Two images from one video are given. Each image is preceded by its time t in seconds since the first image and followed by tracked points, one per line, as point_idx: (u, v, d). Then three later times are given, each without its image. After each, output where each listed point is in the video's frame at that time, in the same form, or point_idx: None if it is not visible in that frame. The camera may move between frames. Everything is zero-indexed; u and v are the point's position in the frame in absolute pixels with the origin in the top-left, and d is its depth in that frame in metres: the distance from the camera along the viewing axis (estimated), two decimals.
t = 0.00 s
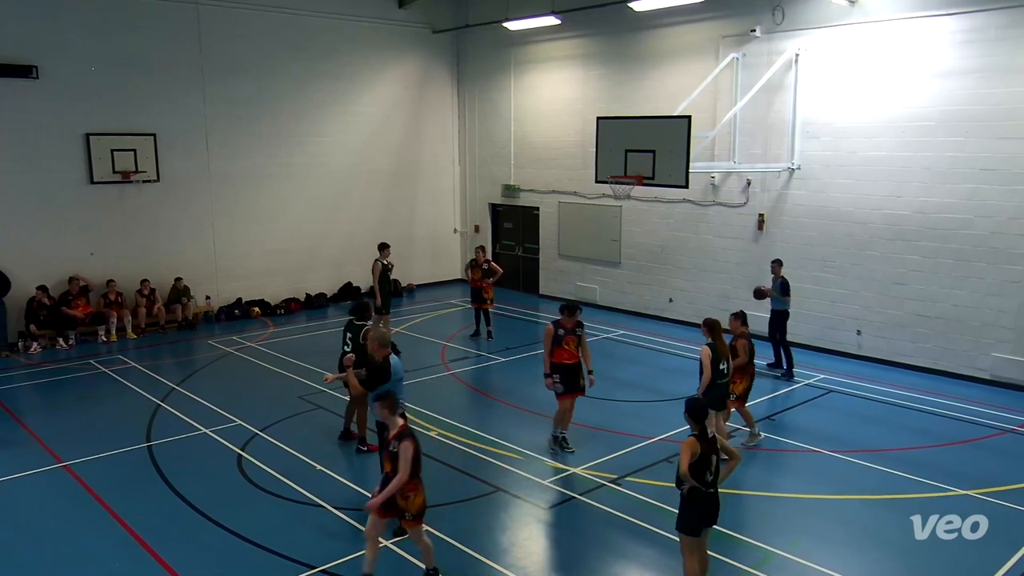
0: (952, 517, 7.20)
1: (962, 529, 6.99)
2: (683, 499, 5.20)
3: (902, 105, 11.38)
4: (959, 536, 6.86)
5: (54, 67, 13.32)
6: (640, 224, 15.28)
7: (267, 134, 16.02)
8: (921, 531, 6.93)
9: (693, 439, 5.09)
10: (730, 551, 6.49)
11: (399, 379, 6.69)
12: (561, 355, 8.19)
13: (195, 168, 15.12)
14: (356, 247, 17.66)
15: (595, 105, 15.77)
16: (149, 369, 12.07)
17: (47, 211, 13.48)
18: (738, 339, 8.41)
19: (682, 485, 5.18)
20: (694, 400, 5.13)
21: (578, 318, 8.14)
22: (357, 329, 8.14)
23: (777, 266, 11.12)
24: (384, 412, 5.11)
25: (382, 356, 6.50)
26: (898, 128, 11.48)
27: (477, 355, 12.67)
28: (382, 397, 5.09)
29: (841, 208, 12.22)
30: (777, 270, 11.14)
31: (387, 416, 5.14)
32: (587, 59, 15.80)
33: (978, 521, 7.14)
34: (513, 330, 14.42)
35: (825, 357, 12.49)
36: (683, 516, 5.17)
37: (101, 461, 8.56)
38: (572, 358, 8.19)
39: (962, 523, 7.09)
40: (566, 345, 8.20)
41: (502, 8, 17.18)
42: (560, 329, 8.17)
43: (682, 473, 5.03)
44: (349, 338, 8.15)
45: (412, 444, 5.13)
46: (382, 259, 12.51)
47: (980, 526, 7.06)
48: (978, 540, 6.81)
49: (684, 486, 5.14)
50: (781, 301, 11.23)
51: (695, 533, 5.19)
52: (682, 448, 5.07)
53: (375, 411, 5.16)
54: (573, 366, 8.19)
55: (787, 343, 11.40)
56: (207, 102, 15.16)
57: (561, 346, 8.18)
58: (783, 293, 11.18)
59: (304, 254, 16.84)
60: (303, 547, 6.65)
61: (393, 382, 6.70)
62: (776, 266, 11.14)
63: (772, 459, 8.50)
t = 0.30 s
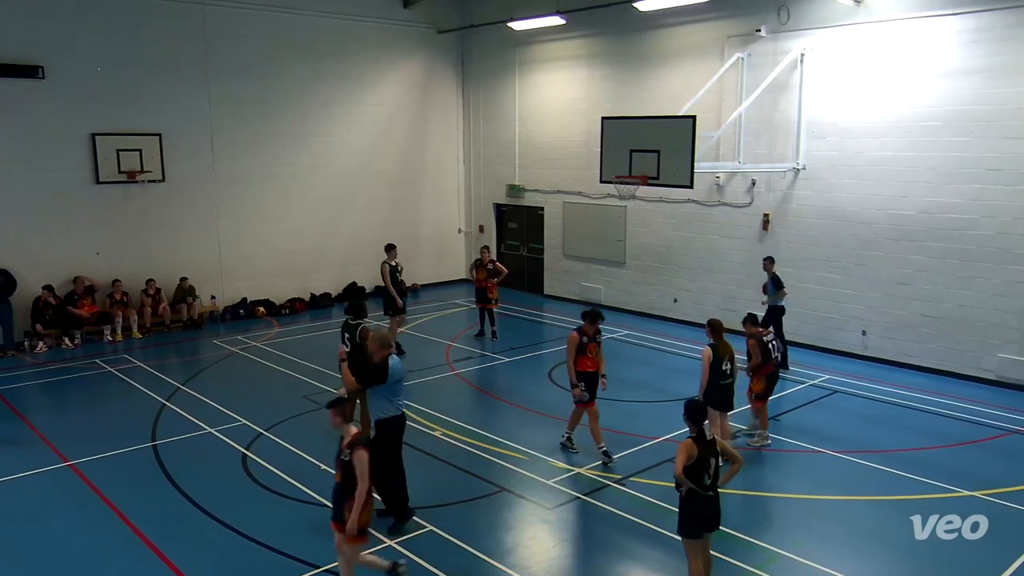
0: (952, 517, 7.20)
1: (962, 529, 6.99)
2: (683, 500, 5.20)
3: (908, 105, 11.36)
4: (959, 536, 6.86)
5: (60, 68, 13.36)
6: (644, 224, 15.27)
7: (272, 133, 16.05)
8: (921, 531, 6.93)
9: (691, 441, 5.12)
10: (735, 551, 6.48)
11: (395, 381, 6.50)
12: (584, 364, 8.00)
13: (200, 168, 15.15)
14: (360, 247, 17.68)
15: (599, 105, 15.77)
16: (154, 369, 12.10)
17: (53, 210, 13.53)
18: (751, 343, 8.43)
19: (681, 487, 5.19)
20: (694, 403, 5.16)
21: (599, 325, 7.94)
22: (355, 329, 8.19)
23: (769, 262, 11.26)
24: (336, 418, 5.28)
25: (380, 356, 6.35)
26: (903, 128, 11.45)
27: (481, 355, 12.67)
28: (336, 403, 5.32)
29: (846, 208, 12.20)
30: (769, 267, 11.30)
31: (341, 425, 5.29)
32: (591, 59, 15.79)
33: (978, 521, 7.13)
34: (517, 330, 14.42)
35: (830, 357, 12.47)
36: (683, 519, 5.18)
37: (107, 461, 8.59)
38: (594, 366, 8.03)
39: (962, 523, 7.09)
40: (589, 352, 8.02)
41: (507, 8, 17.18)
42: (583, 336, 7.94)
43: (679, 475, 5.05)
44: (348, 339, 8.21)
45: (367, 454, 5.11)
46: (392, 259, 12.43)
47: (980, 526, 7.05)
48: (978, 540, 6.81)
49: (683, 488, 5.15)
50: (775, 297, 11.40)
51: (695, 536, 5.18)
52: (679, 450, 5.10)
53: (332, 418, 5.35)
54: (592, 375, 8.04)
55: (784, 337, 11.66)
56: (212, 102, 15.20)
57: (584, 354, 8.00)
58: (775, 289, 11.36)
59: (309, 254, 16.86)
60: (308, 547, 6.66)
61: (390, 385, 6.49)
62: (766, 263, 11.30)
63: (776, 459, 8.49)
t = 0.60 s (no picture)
0: (952, 517, 7.19)
1: (962, 529, 6.98)
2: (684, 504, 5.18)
3: (913, 105, 11.33)
4: (959, 536, 6.85)
5: (66, 68, 13.41)
6: (649, 224, 15.26)
7: (277, 133, 16.08)
8: (921, 531, 6.92)
9: (693, 443, 5.12)
10: (741, 552, 6.47)
11: (383, 388, 6.39)
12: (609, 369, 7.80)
13: (205, 168, 15.18)
14: (365, 247, 17.69)
15: (604, 105, 15.76)
16: (159, 368, 12.12)
17: (59, 210, 13.57)
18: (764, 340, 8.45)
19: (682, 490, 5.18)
20: (694, 406, 5.18)
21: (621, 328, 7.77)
22: (355, 327, 8.11)
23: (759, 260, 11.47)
24: (294, 429, 4.93)
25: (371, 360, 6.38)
26: (908, 128, 11.42)
27: (485, 355, 12.67)
28: (294, 415, 4.93)
29: (851, 208, 12.17)
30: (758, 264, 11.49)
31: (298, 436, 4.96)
32: (596, 59, 15.78)
33: (978, 521, 7.12)
34: (521, 330, 14.42)
35: (835, 358, 12.45)
36: (684, 523, 5.16)
37: (112, 460, 8.60)
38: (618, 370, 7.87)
39: (962, 523, 7.08)
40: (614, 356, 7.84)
41: (511, 8, 17.18)
42: (608, 340, 7.73)
43: (680, 478, 5.03)
44: (348, 337, 8.15)
45: (325, 464, 4.89)
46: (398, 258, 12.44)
47: (980, 526, 7.04)
48: (978, 540, 6.80)
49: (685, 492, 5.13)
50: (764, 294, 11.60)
51: (696, 540, 5.16)
52: (680, 452, 5.09)
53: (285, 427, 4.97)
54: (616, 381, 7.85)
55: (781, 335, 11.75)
56: (217, 102, 15.23)
57: (610, 358, 7.80)
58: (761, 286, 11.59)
59: (313, 254, 16.88)
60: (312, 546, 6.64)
61: (377, 391, 6.39)
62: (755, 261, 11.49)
63: (780, 459, 8.48)
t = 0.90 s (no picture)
0: (952, 517, 7.18)
1: (962, 529, 6.98)
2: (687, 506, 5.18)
3: (917, 105, 11.31)
4: (959, 536, 6.85)
5: (71, 68, 13.44)
6: (652, 224, 15.25)
7: (281, 133, 16.10)
8: (921, 531, 6.91)
9: (696, 446, 5.10)
10: (745, 552, 6.47)
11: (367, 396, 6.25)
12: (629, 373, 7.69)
13: (209, 167, 15.20)
14: (368, 247, 17.70)
15: (608, 105, 15.75)
16: (164, 368, 12.15)
17: (64, 210, 13.61)
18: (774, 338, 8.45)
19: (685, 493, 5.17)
20: (698, 409, 5.16)
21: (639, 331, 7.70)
22: (360, 325, 8.12)
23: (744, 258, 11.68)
24: (247, 438, 4.76)
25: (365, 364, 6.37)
26: (913, 128, 11.40)
27: (489, 355, 12.68)
28: (249, 422, 4.76)
29: (855, 208, 12.16)
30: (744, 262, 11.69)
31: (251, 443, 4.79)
32: (600, 59, 15.77)
33: (978, 521, 7.12)
34: (525, 330, 14.42)
35: (839, 358, 12.43)
36: (687, 525, 5.17)
37: (117, 459, 8.62)
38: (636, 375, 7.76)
39: (962, 523, 7.07)
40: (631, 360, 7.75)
41: (515, 7, 17.18)
42: (626, 343, 7.64)
43: (682, 480, 5.03)
44: (352, 335, 8.16)
45: (275, 476, 4.69)
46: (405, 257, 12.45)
47: (980, 526, 7.04)
48: (978, 540, 6.79)
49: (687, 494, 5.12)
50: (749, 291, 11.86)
51: (699, 543, 5.16)
52: (683, 455, 5.08)
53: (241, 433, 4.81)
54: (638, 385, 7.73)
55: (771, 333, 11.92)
56: (221, 102, 15.25)
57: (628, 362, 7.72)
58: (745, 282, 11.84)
59: (317, 254, 16.89)
60: (316, 546, 6.65)
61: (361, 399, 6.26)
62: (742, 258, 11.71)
63: (783, 460, 8.48)
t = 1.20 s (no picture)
0: (952, 517, 7.18)
1: (962, 529, 6.97)
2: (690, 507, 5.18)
3: (921, 105, 11.30)
4: (959, 536, 6.84)
5: (75, 68, 13.47)
6: (655, 224, 15.24)
7: (285, 133, 16.11)
8: (921, 531, 6.91)
9: (698, 448, 5.09)
10: (748, 553, 6.46)
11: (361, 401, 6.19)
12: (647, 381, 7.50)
13: (212, 167, 15.22)
14: (371, 247, 17.71)
15: (611, 105, 15.75)
16: (167, 368, 12.17)
17: (68, 210, 13.64)
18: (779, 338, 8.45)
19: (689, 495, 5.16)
20: (699, 410, 5.14)
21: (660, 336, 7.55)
22: (368, 326, 8.15)
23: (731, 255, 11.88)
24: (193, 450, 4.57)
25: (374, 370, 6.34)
26: (917, 128, 11.38)
27: (492, 355, 12.68)
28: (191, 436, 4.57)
29: (859, 208, 12.14)
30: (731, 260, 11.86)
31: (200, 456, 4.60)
32: (603, 59, 15.75)
33: (979, 521, 7.11)
34: (528, 330, 14.42)
35: (842, 359, 12.42)
36: (691, 526, 5.17)
37: (121, 459, 8.63)
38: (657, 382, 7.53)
39: (962, 523, 7.07)
40: (653, 367, 7.56)
41: (518, 8, 17.18)
42: (646, 350, 7.48)
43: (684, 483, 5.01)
44: (360, 336, 8.20)
45: (218, 489, 4.47)
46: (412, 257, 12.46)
47: (980, 526, 7.03)
48: (978, 540, 6.79)
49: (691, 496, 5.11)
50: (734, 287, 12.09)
51: (704, 544, 5.16)
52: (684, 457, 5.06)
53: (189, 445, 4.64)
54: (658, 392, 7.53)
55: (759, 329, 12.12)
56: (225, 102, 15.27)
57: (648, 369, 7.54)
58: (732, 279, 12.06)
59: (320, 254, 16.91)
60: (319, 546, 6.66)
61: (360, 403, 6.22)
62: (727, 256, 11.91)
63: (785, 460, 8.47)
